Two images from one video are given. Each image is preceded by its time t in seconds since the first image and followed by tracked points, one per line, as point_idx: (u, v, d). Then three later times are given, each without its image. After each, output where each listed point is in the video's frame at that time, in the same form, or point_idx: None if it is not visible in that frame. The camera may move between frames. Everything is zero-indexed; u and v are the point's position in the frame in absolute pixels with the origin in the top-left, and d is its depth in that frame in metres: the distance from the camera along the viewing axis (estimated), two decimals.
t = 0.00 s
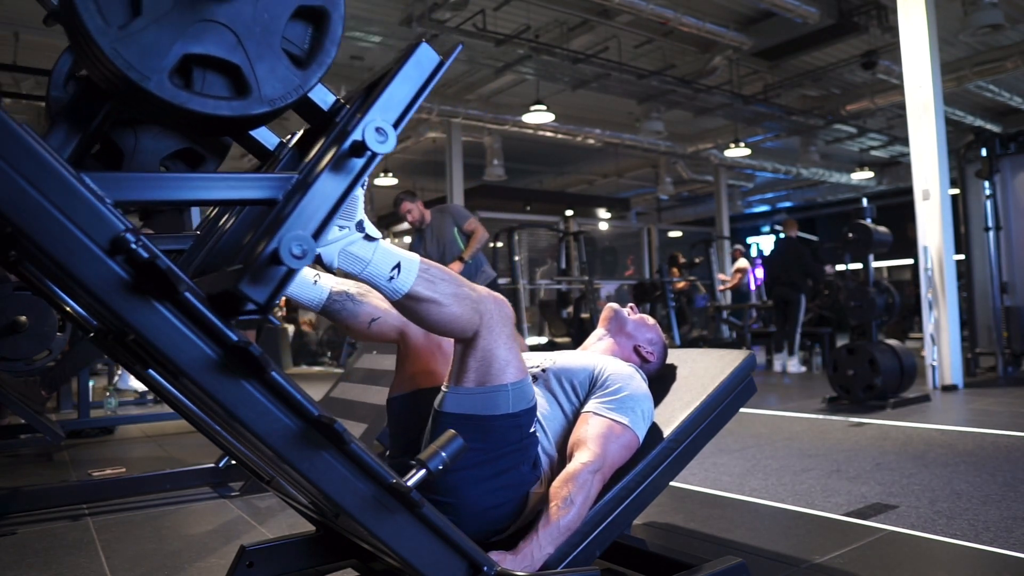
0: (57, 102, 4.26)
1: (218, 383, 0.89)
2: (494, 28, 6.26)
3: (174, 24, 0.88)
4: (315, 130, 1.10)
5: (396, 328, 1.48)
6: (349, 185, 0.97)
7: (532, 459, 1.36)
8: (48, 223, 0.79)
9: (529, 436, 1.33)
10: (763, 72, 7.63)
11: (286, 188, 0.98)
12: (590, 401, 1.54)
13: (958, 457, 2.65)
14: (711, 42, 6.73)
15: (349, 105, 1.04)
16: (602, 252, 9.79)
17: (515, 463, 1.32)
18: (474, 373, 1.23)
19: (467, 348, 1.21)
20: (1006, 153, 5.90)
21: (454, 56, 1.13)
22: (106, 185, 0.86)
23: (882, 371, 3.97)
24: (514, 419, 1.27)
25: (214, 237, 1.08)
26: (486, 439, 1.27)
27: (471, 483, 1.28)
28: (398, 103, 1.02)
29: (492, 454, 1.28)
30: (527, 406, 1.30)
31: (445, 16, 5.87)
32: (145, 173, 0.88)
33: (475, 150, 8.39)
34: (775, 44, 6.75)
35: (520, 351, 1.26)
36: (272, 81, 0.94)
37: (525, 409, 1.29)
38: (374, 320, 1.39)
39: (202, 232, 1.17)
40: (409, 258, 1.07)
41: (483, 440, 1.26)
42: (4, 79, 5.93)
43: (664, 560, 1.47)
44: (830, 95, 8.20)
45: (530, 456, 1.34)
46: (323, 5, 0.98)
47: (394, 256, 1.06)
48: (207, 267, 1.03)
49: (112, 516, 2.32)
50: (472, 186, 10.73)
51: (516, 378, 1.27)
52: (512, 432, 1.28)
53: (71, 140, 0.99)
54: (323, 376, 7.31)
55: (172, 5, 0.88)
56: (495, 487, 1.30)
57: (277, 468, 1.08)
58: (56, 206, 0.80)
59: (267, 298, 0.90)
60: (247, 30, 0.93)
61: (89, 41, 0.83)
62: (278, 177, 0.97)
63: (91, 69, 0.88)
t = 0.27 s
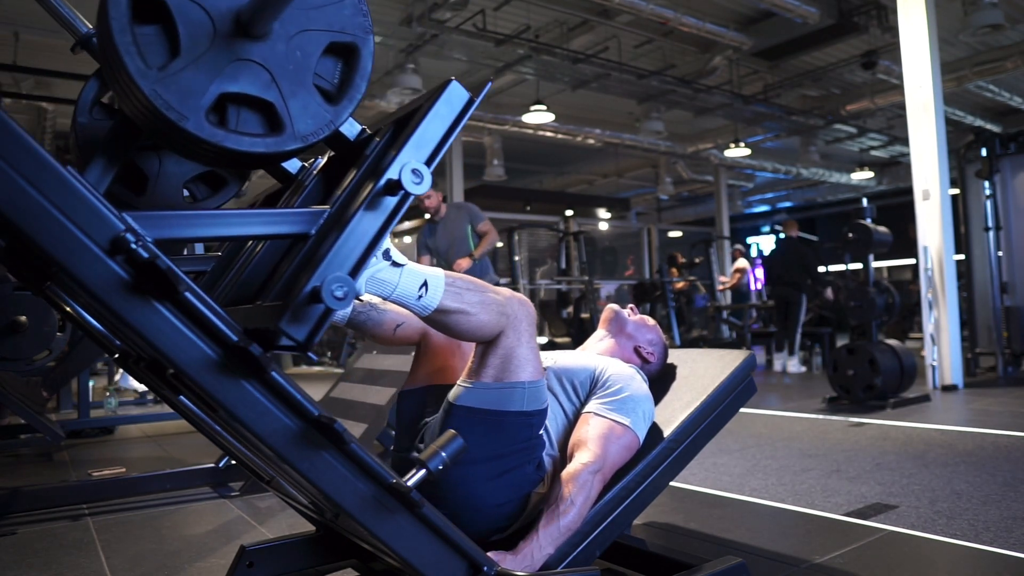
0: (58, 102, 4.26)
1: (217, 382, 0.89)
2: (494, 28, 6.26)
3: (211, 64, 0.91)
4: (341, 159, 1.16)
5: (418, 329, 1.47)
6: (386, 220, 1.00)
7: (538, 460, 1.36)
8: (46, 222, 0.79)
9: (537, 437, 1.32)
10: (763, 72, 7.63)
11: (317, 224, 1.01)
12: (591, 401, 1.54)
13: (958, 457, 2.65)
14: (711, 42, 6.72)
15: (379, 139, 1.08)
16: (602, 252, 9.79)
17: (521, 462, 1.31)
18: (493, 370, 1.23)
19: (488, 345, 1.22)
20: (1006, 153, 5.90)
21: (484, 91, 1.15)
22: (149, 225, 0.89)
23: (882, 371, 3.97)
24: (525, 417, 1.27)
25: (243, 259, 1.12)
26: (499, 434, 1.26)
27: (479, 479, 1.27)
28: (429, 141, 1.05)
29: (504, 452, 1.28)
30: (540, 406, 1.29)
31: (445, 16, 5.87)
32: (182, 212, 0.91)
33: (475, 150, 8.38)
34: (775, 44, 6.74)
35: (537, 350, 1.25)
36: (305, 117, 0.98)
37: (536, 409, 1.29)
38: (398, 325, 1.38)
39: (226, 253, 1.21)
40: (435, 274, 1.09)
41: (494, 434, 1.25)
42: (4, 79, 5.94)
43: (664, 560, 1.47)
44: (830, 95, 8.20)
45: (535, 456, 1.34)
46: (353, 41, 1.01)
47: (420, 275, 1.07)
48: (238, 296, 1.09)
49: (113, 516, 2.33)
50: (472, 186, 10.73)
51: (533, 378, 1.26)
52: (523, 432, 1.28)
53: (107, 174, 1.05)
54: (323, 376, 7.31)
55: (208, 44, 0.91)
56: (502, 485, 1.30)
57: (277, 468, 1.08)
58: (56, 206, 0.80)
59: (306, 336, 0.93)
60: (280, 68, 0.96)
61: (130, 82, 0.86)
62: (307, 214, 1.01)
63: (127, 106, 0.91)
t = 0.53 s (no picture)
0: (58, 102, 4.26)
1: (217, 382, 0.89)
2: (494, 28, 6.26)
3: (225, 79, 0.92)
4: (352, 170, 1.19)
5: (427, 328, 1.47)
6: (398, 234, 1.00)
7: (539, 458, 1.36)
8: (46, 221, 0.79)
9: (539, 435, 1.32)
10: (763, 72, 7.63)
11: (329, 236, 1.02)
12: (592, 401, 1.54)
13: (958, 457, 2.65)
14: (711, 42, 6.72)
15: (390, 151, 1.09)
16: (602, 252, 9.79)
17: (523, 459, 1.31)
18: (499, 366, 1.23)
19: (494, 343, 1.22)
20: (1006, 152, 5.90)
21: (495, 105, 1.16)
22: (162, 239, 0.89)
23: (882, 371, 3.97)
24: (529, 415, 1.27)
25: (252, 268, 1.14)
26: (502, 430, 1.26)
27: (483, 475, 1.27)
28: (441, 156, 1.05)
29: (508, 448, 1.28)
30: (543, 404, 1.29)
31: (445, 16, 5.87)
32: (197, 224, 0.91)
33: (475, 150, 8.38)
34: (775, 44, 6.75)
35: (542, 349, 1.26)
36: (317, 131, 0.99)
37: (541, 407, 1.29)
38: (408, 326, 1.38)
39: (234, 261, 1.22)
40: (443, 279, 1.09)
41: (499, 429, 1.25)
42: (4, 79, 5.94)
43: (664, 559, 1.47)
44: (830, 95, 8.20)
45: (537, 454, 1.34)
46: (364, 55, 1.02)
47: (429, 280, 1.08)
48: (246, 308, 1.09)
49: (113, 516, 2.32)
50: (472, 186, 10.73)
51: (537, 376, 1.25)
52: (527, 429, 1.28)
53: (121, 185, 1.07)
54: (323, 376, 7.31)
55: (222, 59, 0.92)
56: (504, 483, 1.30)
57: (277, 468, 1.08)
58: (56, 206, 0.80)
59: (319, 349, 0.93)
60: (293, 82, 0.97)
61: (144, 98, 0.86)
62: (318, 226, 1.02)
63: (139, 119, 0.91)
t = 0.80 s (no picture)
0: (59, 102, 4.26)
1: (218, 382, 0.89)
2: (494, 28, 6.26)
3: (198, 50, 0.91)
4: (333, 147, 1.14)
5: (411, 325, 1.47)
6: (371, 207, 0.98)
7: (536, 457, 1.36)
8: (46, 221, 0.79)
9: (535, 434, 1.33)
10: (763, 72, 7.62)
11: (305, 211, 1.01)
12: (592, 402, 1.53)
13: (958, 457, 2.65)
14: (711, 42, 6.72)
15: (368, 127, 1.07)
16: (602, 252, 9.80)
17: (519, 459, 1.31)
18: (486, 369, 1.22)
19: (480, 343, 1.21)
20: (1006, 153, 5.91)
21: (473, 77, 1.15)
22: (133, 209, 0.88)
23: (882, 371, 3.97)
24: (520, 415, 1.27)
25: (233, 249, 1.13)
26: (493, 433, 1.26)
27: (478, 476, 1.28)
28: (417, 129, 1.04)
29: (502, 450, 1.28)
30: (534, 403, 1.30)
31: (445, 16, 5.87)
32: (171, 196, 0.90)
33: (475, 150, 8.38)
34: (775, 44, 6.75)
35: (530, 348, 1.25)
36: (292, 104, 0.98)
37: (531, 406, 1.29)
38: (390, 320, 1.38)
39: (217, 242, 1.22)
40: (424, 266, 1.08)
41: (490, 434, 1.25)
42: (4, 79, 5.94)
43: (664, 559, 1.47)
44: (830, 95, 8.20)
45: (533, 453, 1.34)
46: (342, 28, 1.01)
47: (410, 266, 1.06)
48: (224, 285, 1.08)
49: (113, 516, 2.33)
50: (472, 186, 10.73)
51: (526, 375, 1.26)
52: (519, 429, 1.28)
53: (92, 161, 1.04)
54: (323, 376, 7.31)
55: (195, 30, 0.92)
56: (501, 484, 1.30)
57: (278, 468, 1.08)
58: (56, 206, 0.80)
59: (290, 320, 0.91)
60: (268, 54, 0.96)
61: (114, 67, 0.86)
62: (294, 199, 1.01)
63: (113, 92, 0.91)
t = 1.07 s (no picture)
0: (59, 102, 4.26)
1: (217, 382, 0.89)
2: (494, 28, 6.27)
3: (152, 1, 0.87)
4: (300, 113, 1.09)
5: (382, 325, 1.47)
6: (330, 160, 0.96)
7: (530, 456, 1.36)
8: (46, 222, 0.79)
9: (524, 434, 1.33)
10: (763, 72, 7.62)
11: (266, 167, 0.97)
12: (592, 403, 1.53)
13: (958, 457, 2.65)
14: (711, 42, 6.72)
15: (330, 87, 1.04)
16: (602, 252, 9.81)
17: (513, 460, 1.32)
18: (462, 374, 1.23)
19: (452, 349, 1.21)
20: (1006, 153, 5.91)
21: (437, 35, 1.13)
22: (83, 163, 0.85)
23: (882, 371, 3.97)
24: (506, 417, 1.27)
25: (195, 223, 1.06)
26: (480, 438, 1.26)
27: (470, 480, 1.28)
28: (379, 81, 1.02)
29: (489, 454, 1.28)
30: (519, 402, 1.30)
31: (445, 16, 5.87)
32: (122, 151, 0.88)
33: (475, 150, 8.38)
34: (775, 44, 6.75)
35: (503, 349, 1.26)
36: (253, 61, 0.93)
37: (517, 406, 1.29)
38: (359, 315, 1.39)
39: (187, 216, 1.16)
40: (392, 248, 1.07)
41: (479, 440, 1.26)
42: (3, 79, 5.94)
43: (664, 560, 1.47)
44: (830, 95, 8.20)
45: (526, 452, 1.34)
46: None
47: (376, 244, 1.05)
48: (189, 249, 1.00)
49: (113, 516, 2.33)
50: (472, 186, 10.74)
51: (505, 378, 1.27)
52: (506, 432, 1.28)
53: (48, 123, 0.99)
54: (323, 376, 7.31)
55: None
56: (495, 486, 1.30)
57: (278, 469, 1.08)
58: (54, 205, 0.80)
59: (242, 273, 0.88)
60: (228, 9, 0.92)
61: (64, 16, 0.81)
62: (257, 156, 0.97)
63: (65, 45, 0.87)
